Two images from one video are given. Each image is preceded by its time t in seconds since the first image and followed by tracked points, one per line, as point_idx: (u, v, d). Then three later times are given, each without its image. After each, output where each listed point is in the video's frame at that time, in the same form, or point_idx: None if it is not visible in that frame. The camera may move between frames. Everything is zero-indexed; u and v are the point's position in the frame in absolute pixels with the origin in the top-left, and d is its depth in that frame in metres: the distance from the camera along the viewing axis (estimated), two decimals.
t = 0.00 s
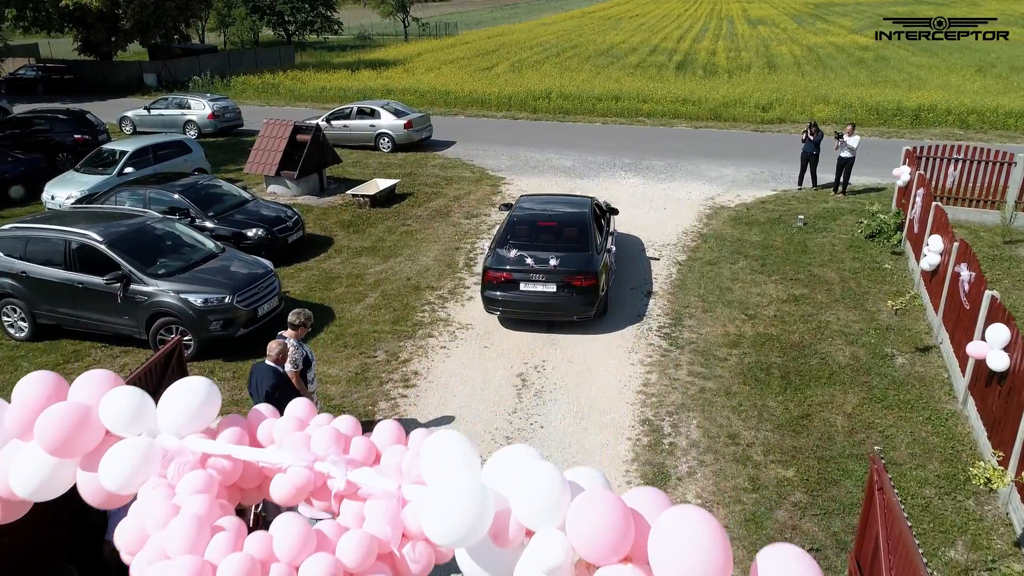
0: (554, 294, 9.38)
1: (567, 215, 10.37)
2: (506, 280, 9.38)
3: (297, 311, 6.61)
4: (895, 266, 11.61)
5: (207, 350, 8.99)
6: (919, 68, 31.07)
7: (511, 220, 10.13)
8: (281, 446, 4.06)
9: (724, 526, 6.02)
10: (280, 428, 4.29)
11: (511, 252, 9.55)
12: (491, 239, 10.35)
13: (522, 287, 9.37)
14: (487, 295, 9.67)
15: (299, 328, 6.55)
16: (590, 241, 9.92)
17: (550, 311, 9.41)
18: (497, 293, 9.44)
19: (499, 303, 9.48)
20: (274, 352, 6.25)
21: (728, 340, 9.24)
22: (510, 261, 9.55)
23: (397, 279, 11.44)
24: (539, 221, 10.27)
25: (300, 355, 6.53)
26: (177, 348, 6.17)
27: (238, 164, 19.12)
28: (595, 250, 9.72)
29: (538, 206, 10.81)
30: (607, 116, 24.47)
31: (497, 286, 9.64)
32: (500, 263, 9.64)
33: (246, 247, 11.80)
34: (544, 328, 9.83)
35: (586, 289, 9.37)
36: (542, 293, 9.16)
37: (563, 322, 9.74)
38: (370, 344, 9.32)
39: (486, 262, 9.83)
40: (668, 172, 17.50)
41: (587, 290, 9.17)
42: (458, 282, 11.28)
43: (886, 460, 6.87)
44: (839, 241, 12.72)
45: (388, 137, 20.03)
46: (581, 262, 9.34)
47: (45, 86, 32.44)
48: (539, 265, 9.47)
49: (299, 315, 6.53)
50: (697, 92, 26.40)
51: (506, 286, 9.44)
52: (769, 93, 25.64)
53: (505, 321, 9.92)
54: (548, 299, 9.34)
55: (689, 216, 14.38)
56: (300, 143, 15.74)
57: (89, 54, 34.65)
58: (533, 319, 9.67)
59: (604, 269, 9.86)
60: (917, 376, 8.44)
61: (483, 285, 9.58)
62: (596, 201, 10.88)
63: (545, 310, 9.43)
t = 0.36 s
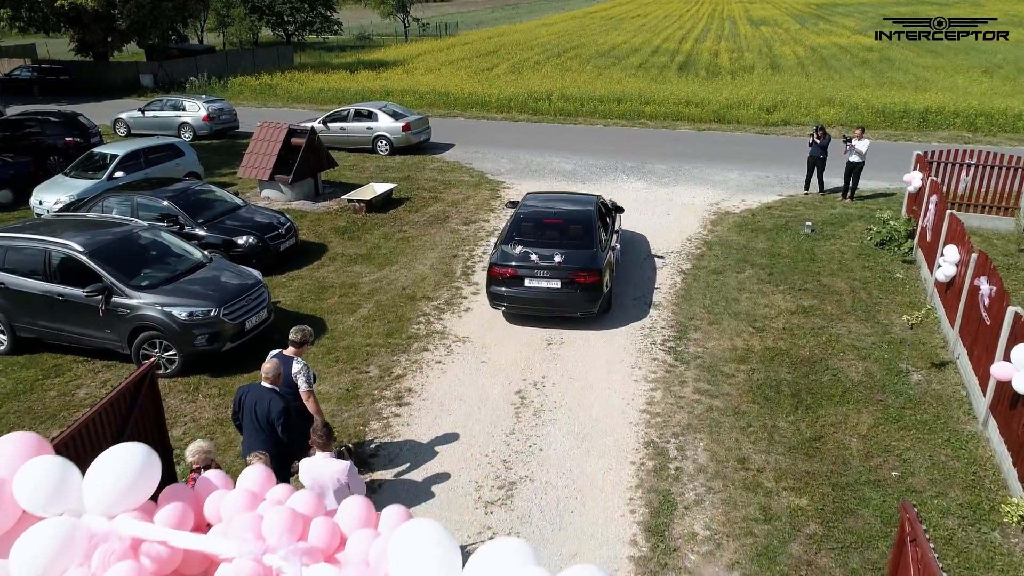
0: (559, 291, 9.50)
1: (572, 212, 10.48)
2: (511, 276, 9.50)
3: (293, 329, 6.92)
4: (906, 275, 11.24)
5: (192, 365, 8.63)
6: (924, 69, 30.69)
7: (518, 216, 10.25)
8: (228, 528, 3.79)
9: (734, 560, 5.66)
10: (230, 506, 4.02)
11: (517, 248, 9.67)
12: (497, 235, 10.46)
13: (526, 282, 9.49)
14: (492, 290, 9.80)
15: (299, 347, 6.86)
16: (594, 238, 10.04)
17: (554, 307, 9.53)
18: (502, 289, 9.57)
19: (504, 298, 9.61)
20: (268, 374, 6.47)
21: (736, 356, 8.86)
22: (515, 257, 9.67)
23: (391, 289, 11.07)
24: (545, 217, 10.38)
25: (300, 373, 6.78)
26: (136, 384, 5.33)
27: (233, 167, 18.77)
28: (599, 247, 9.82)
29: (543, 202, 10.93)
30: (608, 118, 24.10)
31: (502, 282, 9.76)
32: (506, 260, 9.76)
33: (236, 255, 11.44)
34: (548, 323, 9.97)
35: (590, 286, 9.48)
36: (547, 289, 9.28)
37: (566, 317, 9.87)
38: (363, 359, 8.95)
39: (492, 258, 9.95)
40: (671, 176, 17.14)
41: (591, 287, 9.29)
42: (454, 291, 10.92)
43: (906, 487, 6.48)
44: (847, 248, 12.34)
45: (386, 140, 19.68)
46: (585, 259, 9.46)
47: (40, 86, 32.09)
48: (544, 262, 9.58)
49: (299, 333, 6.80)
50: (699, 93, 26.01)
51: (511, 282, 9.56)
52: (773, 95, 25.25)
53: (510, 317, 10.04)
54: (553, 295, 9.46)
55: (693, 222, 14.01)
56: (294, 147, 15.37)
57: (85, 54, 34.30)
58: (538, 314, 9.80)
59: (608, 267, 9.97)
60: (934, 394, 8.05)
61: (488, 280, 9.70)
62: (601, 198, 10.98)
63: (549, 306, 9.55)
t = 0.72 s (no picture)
0: (561, 287, 9.59)
1: (577, 210, 10.59)
2: (515, 273, 9.64)
3: (280, 346, 6.59)
4: (918, 286, 10.85)
5: (174, 383, 8.26)
6: (929, 70, 30.30)
7: (523, 215, 10.39)
8: None
9: None
10: None
11: (521, 245, 9.80)
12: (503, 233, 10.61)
13: (529, 278, 9.61)
14: (496, 287, 9.93)
15: (287, 361, 6.53)
16: (598, 236, 10.13)
17: (557, 304, 9.62)
18: (505, 286, 9.70)
19: (507, 295, 9.75)
20: (248, 390, 6.09)
21: (743, 373, 8.47)
22: (518, 253, 9.80)
23: (385, 300, 10.69)
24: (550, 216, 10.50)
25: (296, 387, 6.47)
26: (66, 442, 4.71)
27: (226, 171, 18.40)
28: (602, 244, 9.92)
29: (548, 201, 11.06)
30: (610, 120, 23.73)
31: (506, 279, 9.89)
32: (510, 257, 9.90)
33: (225, 264, 11.06)
34: (551, 320, 10.09)
35: (593, 283, 9.58)
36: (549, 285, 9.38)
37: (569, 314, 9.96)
38: (353, 376, 8.58)
39: (497, 255, 10.10)
40: (673, 181, 16.77)
41: (593, 284, 9.41)
42: (450, 302, 10.55)
43: (925, 519, 6.10)
44: (856, 257, 11.96)
45: (383, 143, 19.31)
46: (587, 255, 9.55)
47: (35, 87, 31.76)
48: (546, 259, 9.69)
49: (284, 347, 6.51)
50: (702, 95, 25.64)
51: (514, 278, 9.69)
52: (778, 97, 24.86)
53: (514, 313, 10.17)
54: (555, 291, 9.55)
55: (696, 229, 13.63)
56: (287, 151, 15.00)
57: (82, 55, 34.03)
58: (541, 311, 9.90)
59: (612, 264, 10.04)
60: (952, 414, 7.65)
61: (492, 277, 9.85)
62: (607, 197, 11.09)
63: (551, 303, 9.66)
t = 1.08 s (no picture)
0: (565, 285, 9.72)
1: (583, 210, 10.74)
2: (520, 270, 9.80)
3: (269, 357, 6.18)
4: (931, 298, 10.45)
5: (156, 404, 7.89)
6: (935, 72, 29.85)
7: (529, 214, 10.55)
8: None
9: None
10: None
11: (526, 244, 9.95)
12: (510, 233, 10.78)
13: (532, 276, 9.76)
14: (502, 285, 10.08)
15: (271, 373, 6.18)
16: (603, 236, 10.25)
17: (561, 302, 9.76)
18: (510, 284, 9.86)
19: (512, 292, 9.90)
20: (221, 407, 5.79)
21: (752, 393, 8.08)
22: (524, 252, 9.95)
23: (378, 312, 10.32)
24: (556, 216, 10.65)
25: (283, 399, 6.10)
26: (16, 490, 4.26)
27: (220, 175, 18.03)
28: (607, 243, 10.04)
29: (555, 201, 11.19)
30: (611, 123, 23.38)
31: (511, 277, 10.05)
32: (515, 255, 10.05)
33: (214, 276, 10.69)
34: (557, 318, 10.22)
35: (596, 281, 9.69)
36: (552, 283, 9.53)
37: (574, 312, 10.09)
38: (343, 395, 8.20)
39: (503, 254, 10.27)
40: (676, 186, 16.41)
41: (596, 282, 9.52)
42: (446, 315, 10.18)
43: (948, 557, 5.71)
44: (866, 267, 11.58)
45: (380, 146, 18.96)
46: (591, 254, 9.68)
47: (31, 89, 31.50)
48: (550, 257, 9.84)
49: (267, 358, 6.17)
50: (705, 97, 25.27)
51: (519, 276, 9.85)
52: (782, 99, 24.45)
53: (520, 310, 10.31)
54: (559, 289, 9.69)
55: (700, 237, 13.24)
56: (282, 156, 14.66)
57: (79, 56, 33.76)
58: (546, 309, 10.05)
59: (616, 263, 10.15)
60: (973, 439, 7.25)
61: (497, 275, 10.00)
62: (614, 197, 11.23)
63: (555, 301, 9.79)
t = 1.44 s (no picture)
0: (569, 286, 9.79)
1: (591, 211, 10.80)
2: (525, 271, 9.89)
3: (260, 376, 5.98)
4: (945, 313, 10.03)
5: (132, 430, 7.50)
6: (941, 73, 29.40)
7: (537, 214, 10.63)
8: None
9: None
10: None
11: (532, 244, 10.03)
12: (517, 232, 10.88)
13: (537, 277, 9.84)
14: (508, 284, 10.17)
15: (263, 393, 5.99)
16: (609, 237, 10.30)
17: (565, 303, 9.83)
18: (516, 283, 9.96)
19: (519, 292, 9.99)
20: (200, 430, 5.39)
21: (761, 418, 7.67)
22: (530, 252, 10.04)
23: (370, 328, 9.91)
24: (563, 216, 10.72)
25: (278, 418, 5.97)
26: None
27: (213, 180, 17.65)
28: (612, 244, 10.11)
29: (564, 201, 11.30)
30: (612, 126, 22.98)
31: (517, 277, 10.13)
32: (521, 255, 10.14)
33: (199, 290, 10.29)
34: (563, 318, 10.31)
35: (601, 281, 9.76)
36: (557, 284, 9.60)
37: (579, 313, 10.15)
38: (330, 420, 7.80)
39: (510, 253, 10.36)
40: (679, 192, 16.01)
41: (600, 282, 9.60)
42: (440, 331, 9.78)
43: None
44: (877, 279, 11.17)
45: (377, 151, 18.57)
46: (596, 255, 9.74)
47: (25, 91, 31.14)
48: (556, 258, 9.91)
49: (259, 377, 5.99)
50: (708, 100, 24.86)
51: (524, 276, 9.94)
52: (786, 102, 24.03)
53: (527, 309, 10.40)
54: (563, 289, 9.76)
55: (704, 247, 12.83)
56: (274, 163, 14.29)
57: (74, 57, 33.40)
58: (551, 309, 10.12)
59: (622, 264, 10.20)
60: (996, 470, 6.83)
61: (504, 274, 10.10)
62: (622, 198, 11.28)
63: (561, 301, 9.86)
